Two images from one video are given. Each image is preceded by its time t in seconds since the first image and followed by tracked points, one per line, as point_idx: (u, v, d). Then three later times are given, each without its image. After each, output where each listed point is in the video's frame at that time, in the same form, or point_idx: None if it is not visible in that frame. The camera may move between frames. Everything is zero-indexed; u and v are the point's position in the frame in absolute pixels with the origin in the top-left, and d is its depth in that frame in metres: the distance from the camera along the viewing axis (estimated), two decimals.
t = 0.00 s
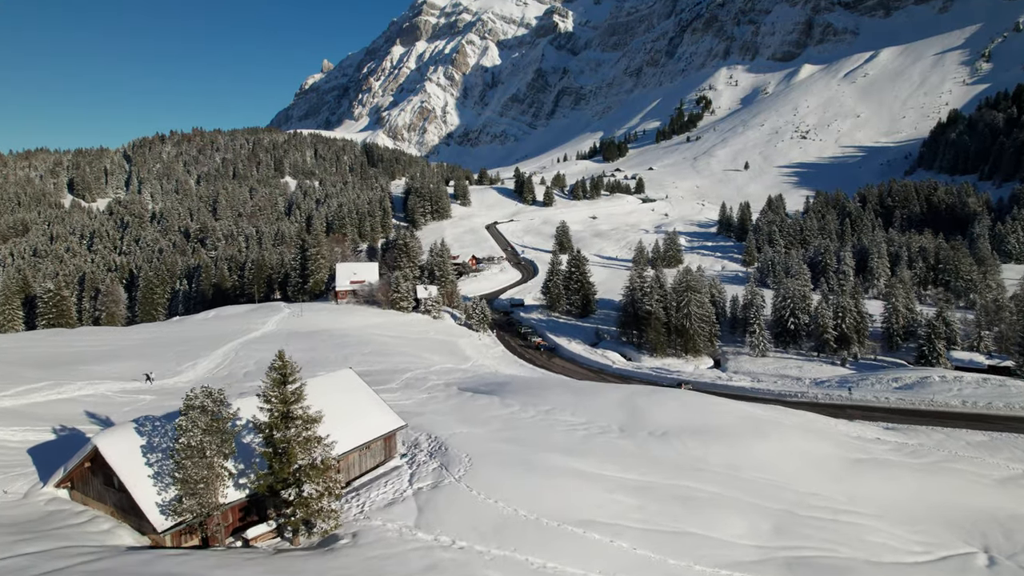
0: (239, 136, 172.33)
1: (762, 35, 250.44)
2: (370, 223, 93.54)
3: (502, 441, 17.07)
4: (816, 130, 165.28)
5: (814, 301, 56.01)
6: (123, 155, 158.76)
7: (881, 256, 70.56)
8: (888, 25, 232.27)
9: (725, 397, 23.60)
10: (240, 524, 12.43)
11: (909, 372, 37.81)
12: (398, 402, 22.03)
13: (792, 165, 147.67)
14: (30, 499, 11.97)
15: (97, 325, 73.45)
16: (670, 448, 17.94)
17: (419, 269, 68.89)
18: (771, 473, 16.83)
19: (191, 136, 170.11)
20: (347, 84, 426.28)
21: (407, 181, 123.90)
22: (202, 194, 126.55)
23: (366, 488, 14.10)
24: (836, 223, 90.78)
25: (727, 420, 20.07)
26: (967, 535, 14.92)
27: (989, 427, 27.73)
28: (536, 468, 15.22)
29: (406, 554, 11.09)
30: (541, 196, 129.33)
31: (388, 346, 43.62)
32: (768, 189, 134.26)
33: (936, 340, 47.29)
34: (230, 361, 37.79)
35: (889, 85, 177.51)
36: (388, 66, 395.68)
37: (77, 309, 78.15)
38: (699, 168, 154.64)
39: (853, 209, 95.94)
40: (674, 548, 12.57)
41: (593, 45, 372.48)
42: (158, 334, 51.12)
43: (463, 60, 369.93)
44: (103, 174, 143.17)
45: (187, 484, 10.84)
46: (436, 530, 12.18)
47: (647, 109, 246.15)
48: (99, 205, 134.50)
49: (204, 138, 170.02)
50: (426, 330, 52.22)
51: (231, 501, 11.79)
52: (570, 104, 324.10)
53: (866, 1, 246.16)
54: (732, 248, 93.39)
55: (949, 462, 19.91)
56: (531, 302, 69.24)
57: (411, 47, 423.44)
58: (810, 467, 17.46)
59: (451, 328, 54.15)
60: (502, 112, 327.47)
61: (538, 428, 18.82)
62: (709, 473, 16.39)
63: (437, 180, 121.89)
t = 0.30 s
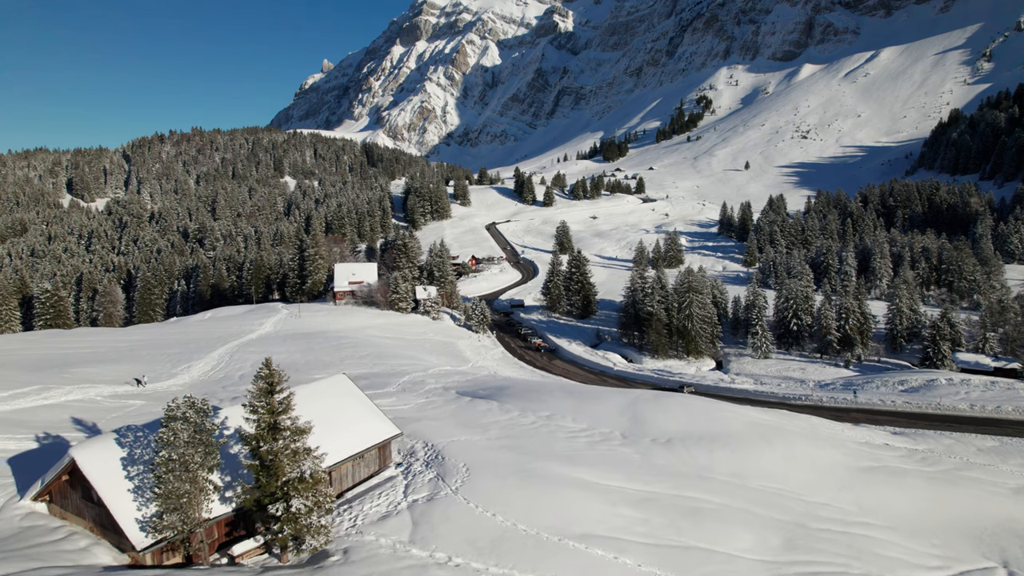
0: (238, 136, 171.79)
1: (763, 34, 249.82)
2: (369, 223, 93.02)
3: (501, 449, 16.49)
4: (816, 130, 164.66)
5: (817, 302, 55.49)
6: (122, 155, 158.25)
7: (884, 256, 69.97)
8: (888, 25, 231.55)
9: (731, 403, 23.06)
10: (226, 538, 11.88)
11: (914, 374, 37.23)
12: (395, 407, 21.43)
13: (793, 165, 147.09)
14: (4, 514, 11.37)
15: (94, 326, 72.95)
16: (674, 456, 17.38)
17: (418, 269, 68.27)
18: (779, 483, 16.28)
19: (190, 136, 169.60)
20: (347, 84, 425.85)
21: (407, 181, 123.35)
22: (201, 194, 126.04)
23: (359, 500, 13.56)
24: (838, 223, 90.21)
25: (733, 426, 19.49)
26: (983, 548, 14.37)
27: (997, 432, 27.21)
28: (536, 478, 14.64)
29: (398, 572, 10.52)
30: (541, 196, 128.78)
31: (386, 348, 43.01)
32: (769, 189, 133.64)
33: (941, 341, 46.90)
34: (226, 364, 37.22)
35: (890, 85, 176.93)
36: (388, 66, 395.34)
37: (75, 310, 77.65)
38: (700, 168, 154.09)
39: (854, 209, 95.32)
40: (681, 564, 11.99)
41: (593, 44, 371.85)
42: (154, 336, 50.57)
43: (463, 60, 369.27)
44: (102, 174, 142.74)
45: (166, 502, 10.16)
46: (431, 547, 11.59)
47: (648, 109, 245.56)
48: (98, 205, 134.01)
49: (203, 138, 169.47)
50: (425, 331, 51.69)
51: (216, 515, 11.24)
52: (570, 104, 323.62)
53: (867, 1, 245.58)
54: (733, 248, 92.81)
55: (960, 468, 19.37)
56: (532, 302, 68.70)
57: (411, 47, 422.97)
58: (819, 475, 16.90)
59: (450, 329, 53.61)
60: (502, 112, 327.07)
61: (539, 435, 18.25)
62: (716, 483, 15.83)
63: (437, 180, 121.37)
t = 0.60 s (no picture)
0: (238, 135, 171.27)
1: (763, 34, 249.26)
2: (368, 222, 92.47)
3: (500, 458, 15.92)
4: (817, 130, 164.03)
5: (820, 302, 54.98)
6: (121, 155, 157.75)
7: (887, 256, 69.46)
8: (889, 24, 230.93)
9: (736, 408, 22.54)
10: (211, 555, 11.34)
11: (920, 376, 36.60)
12: (392, 412, 20.88)
13: (793, 165, 146.51)
14: None
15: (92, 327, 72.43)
16: (680, 464, 16.83)
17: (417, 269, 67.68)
18: (788, 493, 15.71)
19: (190, 136, 169.11)
20: (347, 84, 425.35)
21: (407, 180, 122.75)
22: (200, 194, 125.44)
23: (352, 513, 13.01)
24: (839, 223, 89.67)
25: (740, 433, 18.95)
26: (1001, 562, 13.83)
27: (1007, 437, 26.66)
28: (536, 490, 14.07)
29: None
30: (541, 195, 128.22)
31: (384, 350, 42.41)
32: (770, 189, 133.03)
33: (946, 342, 46.36)
34: (221, 367, 36.63)
35: (891, 84, 176.35)
36: (388, 65, 394.86)
37: (72, 310, 77.13)
38: (700, 168, 153.50)
39: (856, 209, 94.57)
40: None
41: (594, 44, 371.34)
42: (151, 337, 50.01)
43: (463, 60, 368.62)
44: (101, 173, 142.16)
45: (144, 521, 9.55)
46: (425, 564, 11.01)
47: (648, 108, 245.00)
48: (97, 205, 133.54)
49: (202, 137, 168.95)
50: (424, 332, 51.14)
51: (200, 531, 10.70)
52: (570, 104, 323.18)
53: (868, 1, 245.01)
54: (734, 248, 92.20)
55: (973, 477, 18.81)
56: (532, 303, 68.17)
57: (411, 47, 422.65)
58: (829, 485, 16.37)
59: (450, 330, 53.09)
60: (502, 111, 326.65)
61: (540, 443, 17.68)
62: (722, 494, 15.27)
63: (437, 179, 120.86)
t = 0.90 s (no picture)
0: (237, 135, 170.84)
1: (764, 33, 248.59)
2: (368, 222, 91.96)
3: (499, 467, 15.36)
4: (818, 129, 163.45)
5: (823, 303, 54.43)
6: (121, 154, 157.25)
7: (889, 257, 68.94)
8: (889, 24, 230.25)
9: (740, 413, 21.99)
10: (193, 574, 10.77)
11: (926, 378, 36.01)
12: (387, 417, 20.32)
13: (794, 164, 145.89)
14: None
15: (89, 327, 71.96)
16: (683, 473, 16.29)
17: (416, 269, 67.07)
18: (798, 504, 15.12)
19: (189, 136, 168.58)
20: (347, 83, 425.01)
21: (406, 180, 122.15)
22: (199, 194, 124.85)
23: (343, 527, 12.45)
24: (840, 223, 89.12)
25: (745, 440, 18.40)
26: None
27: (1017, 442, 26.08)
28: (535, 502, 13.48)
29: None
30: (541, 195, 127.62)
31: (382, 351, 41.85)
32: (771, 189, 132.47)
33: (951, 344, 45.76)
34: (216, 369, 36.15)
35: (892, 84, 175.81)
36: (388, 65, 394.49)
37: (70, 311, 76.57)
38: (701, 168, 152.93)
39: (857, 209, 93.96)
40: None
41: (594, 44, 370.79)
42: (147, 338, 49.44)
43: (463, 59, 368.05)
44: (100, 173, 141.64)
45: (119, 541, 8.93)
46: None
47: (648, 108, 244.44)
48: (95, 205, 133.06)
49: (202, 137, 168.45)
50: (422, 333, 50.62)
51: (181, 550, 10.11)
52: (570, 103, 322.64)
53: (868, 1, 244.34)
54: (735, 248, 91.58)
55: (985, 485, 18.26)
56: (532, 303, 67.62)
57: (411, 46, 422.11)
58: (840, 494, 15.78)
59: (449, 331, 52.60)
60: (502, 111, 326.11)
61: (539, 450, 17.13)
62: (729, 505, 14.68)
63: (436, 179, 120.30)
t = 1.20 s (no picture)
0: (237, 135, 170.17)
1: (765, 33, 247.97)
2: (367, 222, 91.43)
3: (497, 477, 14.76)
4: (819, 129, 162.76)
5: (826, 304, 53.84)
6: (120, 154, 156.69)
7: (892, 257, 68.39)
8: (889, 23, 229.41)
9: (745, 419, 21.44)
10: None
11: (933, 380, 35.37)
12: (383, 423, 19.67)
13: (794, 164, 145.25)
14: None
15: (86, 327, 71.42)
16: (688, 483, 15.67)
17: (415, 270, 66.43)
18: (809, 516, 14.48)
19: (188, 136, 167.88)
20: (348, 83, 424.49)
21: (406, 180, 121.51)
22: (198, 194, 124.23)
23: (334, 543, 11.85)
24: (842, 223, 88.52)
25: (752, 448, 17.83)
26: None
27: None
28: (535, 516, 12.87)
29: None
30: (542, 195, 126.96)
31: (380, 353, 41.29)
32: (772, 189, 131.82)
33: (957, 346, 45.15)
34: (210, 372, 35.52)
35: (893, 83, 175.22)
36: (388, 65, 394.05)
37: (67, 312, 75.94)
38: (702, 168, 152.37)
39: (859, 209, 93.36)
40: None
41: (594, 43, 370.22)
42: (142, 339, 48.82)
43: (463, 59, 367.76)
44: (99, 173, 141.09)
45: (89, 565, 8.30)
46: None
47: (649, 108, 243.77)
48: (94, 204, 132.49)
49: (201, 137, 167.80)
50: (421, 335, 50.02)
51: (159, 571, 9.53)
52: (570, 103, 322.07)
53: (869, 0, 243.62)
54: (736, 248, 90.93)
55: (1001, 494, 17.62)
56: (532, 304, 67.04)
57: (411, 46, 421.54)
58: (851, 506, 15.21)
59: (448, 332, 52.01)
60: (502, 111, 325.62)
61: (539, 459, 16.53)
62: (737, 517, 14.07)
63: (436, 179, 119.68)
